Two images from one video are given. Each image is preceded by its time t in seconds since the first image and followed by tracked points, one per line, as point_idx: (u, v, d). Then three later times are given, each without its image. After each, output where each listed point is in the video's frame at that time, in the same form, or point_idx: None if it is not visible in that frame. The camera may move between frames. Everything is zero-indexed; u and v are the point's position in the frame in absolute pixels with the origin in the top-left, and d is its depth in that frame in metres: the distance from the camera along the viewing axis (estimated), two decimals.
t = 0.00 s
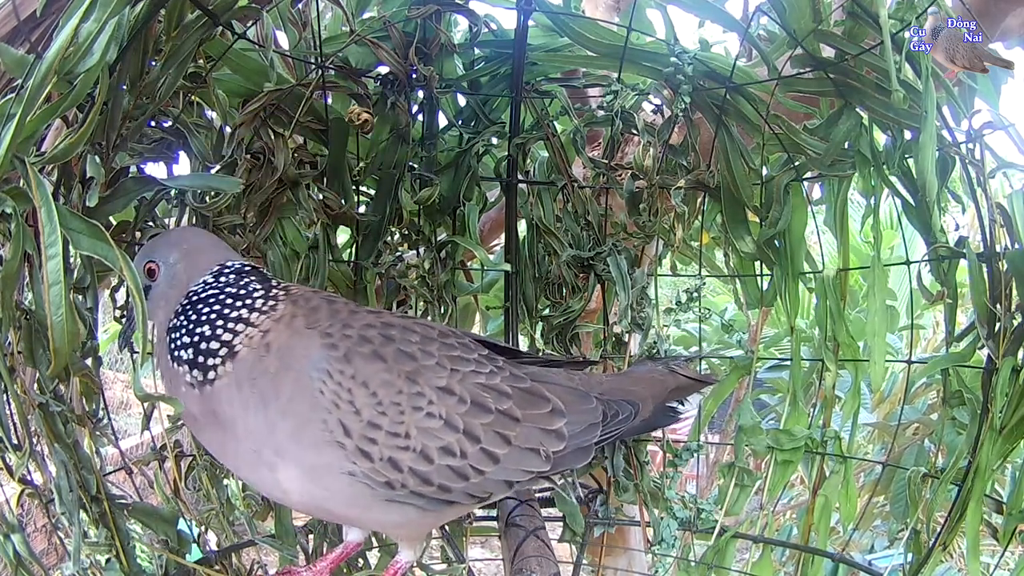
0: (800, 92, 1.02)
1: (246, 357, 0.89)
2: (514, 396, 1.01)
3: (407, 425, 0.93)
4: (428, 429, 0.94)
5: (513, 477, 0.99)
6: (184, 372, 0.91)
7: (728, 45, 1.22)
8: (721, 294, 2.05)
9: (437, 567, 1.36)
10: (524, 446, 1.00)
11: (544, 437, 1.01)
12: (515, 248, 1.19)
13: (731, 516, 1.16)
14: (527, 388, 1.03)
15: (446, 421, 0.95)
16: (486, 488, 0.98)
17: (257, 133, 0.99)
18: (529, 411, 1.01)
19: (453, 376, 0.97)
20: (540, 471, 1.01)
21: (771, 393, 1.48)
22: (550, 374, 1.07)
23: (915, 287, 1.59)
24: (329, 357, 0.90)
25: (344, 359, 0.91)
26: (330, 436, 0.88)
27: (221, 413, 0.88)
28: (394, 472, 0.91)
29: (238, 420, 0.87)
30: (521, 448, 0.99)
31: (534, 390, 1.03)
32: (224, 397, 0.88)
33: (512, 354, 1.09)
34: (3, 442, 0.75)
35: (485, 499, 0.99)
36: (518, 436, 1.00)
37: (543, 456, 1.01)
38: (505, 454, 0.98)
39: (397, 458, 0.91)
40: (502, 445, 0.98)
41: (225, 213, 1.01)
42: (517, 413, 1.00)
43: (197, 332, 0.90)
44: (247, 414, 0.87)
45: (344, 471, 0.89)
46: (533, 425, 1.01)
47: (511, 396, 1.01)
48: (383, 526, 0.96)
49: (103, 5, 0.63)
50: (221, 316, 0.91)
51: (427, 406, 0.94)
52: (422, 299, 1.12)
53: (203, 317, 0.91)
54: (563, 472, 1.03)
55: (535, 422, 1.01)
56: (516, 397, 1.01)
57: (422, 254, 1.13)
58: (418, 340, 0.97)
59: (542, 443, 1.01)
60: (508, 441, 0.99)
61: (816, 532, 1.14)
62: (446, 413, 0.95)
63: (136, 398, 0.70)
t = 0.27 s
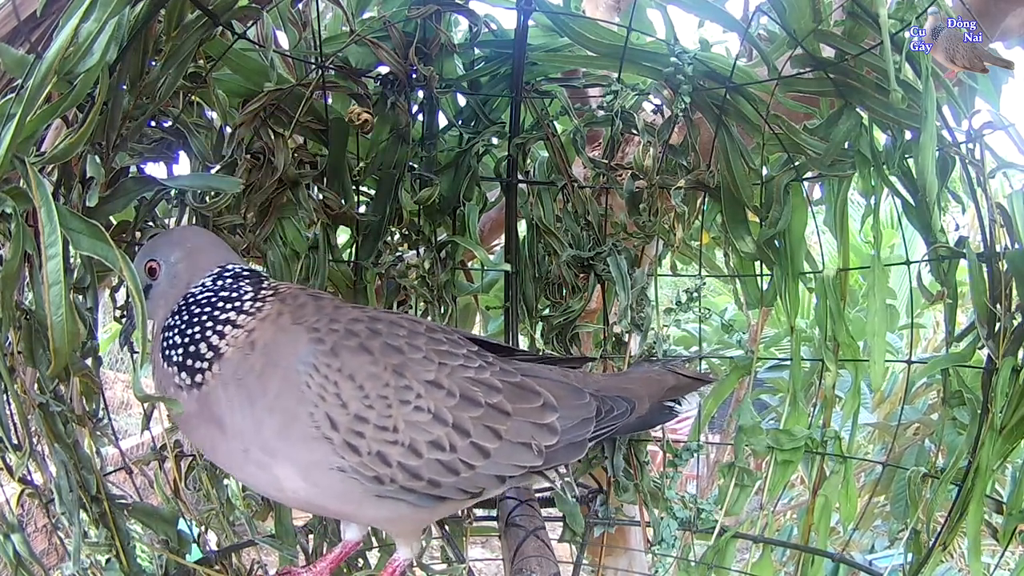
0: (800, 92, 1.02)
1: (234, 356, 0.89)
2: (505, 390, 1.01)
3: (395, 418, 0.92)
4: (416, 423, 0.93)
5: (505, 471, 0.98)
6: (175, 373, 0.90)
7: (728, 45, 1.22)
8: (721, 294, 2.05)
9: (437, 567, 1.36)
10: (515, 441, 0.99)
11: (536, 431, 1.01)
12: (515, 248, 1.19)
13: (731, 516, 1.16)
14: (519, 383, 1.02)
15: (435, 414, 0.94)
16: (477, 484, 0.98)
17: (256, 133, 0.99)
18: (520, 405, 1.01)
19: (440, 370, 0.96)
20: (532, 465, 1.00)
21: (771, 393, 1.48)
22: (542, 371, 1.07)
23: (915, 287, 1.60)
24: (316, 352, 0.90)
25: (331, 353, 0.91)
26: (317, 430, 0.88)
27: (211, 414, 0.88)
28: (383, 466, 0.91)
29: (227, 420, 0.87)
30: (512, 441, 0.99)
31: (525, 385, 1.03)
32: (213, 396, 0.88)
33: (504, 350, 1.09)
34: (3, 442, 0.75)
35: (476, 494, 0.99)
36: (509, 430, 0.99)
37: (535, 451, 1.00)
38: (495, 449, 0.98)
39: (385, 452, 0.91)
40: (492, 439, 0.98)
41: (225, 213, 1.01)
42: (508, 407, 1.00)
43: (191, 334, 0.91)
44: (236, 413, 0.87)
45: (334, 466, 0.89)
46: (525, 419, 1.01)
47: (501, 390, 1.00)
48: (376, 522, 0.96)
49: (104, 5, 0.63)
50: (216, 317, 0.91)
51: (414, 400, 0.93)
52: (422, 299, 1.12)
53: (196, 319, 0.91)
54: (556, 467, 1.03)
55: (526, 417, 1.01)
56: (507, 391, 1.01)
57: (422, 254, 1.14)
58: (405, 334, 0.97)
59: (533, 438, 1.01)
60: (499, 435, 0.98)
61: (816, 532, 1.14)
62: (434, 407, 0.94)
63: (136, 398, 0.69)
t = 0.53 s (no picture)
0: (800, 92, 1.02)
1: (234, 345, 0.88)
2: (505, 390, 1.01)
3: (394, 414, 0.92)
4: (415, 419, 0.93)
5: (503, 470, 0.98)
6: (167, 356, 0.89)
7: (728, 45, 1.22)
8: (721, 294, 2.05)
9: (437, 567, 1.36)
10: (514, 441, 1.00)
11: (535, 433, 1.01)
12: (515, 248, 1.19)
13: (731, 516, 1.16)
14: (520, 384, 1.03)
15: (434, 411, 0.94)
16: (474, 482, 0.97)
17: (257, 133, 0.99)
18: (521, 406, 1.01)
19: (442, 366, 0.96)
20: (531, 467, 1.00)
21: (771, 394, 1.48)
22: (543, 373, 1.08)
23: (915, 287, 1.60)
24: (318, 343, 0.89)
25: (333, 346, 0.90)
26: (316, 422, 0.87)
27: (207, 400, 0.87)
28: (380, 461, 0.90)
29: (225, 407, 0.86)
30: (512, 441, 0.99)
31: (526, 386, 1.03)
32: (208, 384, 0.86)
33: (507, 352, 1.09)
34: (3, 442, 0.75)
35: (473, 493, 0.99)
36: (508, 430, 1.00)
37: (534, 452, 1.01)
38: (494, 448, 0.98)
39: (383, 446, 0.90)
40: (491, 438, 0.98)
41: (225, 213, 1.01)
42: (508, 407, 1.00)
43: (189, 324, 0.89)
44: (233, 401, 0.86)
45: (330, 459, 0.88)
46: (524, 419, 1.01)
47: (502, 390, 1.01)
48: (367, 517, 0.95)
49: (103, 5, 0.63)
50: (216, 307, 0.90)
51: (414, 396, 0.93)
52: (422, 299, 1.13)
53: (195, 308, 0.90)
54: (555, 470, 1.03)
55: (526, 417, 1.01)
56: (507, 391, 1.01)
57: (422, 254, 1.14)
58: (409, 331, 0.96)
59: (533, 439, 1.01)
60: (497, 435, 0.98)
61: (816, 532, 1.14)
62: (434, 403, 0.94)
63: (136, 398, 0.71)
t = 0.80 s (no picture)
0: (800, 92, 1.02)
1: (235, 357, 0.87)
2: (509, 394, 1.02)
3: (401, 418, 0.93)
4: (422, 424, 0.94)
5: (507, 474, 0.99)
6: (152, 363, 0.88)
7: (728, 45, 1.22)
8: (721, 294, 2.05)
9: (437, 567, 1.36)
10: (517, 445, 1.01)
11: (538, 436, 1.02)
12: (515, 248, 1.19)
13: (731, 516, 1.16)
14: (522, 388, 1.04)
15: (440, 416, 0.95)
16: (479, 486, 0.98)
17: (257, 133, 0.99)
18: (523, 409, 1.02)
19: (447, 371, 0.97)
20: (534, 470, 1.02)
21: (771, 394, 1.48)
22: (547, 376, 1.08)
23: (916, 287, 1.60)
24: (325, 349, 0.90)
25: (339, 351, 0.90)
26: (323, 428, 0.88)
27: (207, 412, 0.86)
28: (387, 466, 0.91)
29: (232, 419, 0.86)
30: (515, 445, 1.00)
31: (530, 390, 1.04)
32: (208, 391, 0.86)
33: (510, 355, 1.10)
34: (3, 442, 0.75)
35: (477, 496, 1.00)
36: (511, 434, 1.00)
37: (537, 456, 1.02)
38: (499, 452, 0.99)
39: (389, 451, 0.91)
40: (495, 442, 0.99)
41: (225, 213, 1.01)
42: (512, 411, 1.01)
43: (186, 339, 0.88)
44: (243, 412, 0.85)
45: (338, 464, 0.89)
46: (527, 423, 1.02)
47: (506, 395, 1.01)
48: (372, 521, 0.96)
49: (103, 5, 0.63)
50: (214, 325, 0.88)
51: (420, 401, 0.94)
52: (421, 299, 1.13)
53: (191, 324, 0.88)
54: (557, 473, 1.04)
55: (529, 421, 1.02)
56: (512, 395, 1.02)
57: (422, 254, 1.14)
58: (414, 335, 0.97)
59: (536, 443, 1.02)
60: (502, 439, 1.00)
61: (816, 532, 1.14)
62: (439, 408, 0.95)
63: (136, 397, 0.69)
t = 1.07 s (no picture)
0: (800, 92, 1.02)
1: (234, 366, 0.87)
2: (506, 393, 1.03)
3: (400, 422, 0.94)
4: (420, 427, 0.95)
5: (507, 473, 1.01)
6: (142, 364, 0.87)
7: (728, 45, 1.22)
8: (721, 294, 2.05)
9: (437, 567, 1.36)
10: (516, 443, 1.02)
11: (537, 434, 1.03)
12: (515, 248, 1.19)
13: (731, 516, 1.16)
14: (519, 386, 1.04)
15: (438, 418, 0.96)
16: (479, 486, 1.00)
17: (257, 133, 0.99)
18: (521, 408, 1.03)
19: (444, 373, 0.98)
20: (533, 468, 1.03)
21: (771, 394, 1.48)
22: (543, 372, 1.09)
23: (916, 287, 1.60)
24: (321, 356, 0.90)
25: (335, 358, 0.91)
26: (323, 434, 0.89)
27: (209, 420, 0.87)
28: (387, 470, 0.93)
29: (233, 427, 0.86)
30: (513, 444, 1.02)
31: (526, 388, 1.05)
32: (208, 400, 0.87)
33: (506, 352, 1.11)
34: (3, 442, 0.75)
35: (478, 496, 1.01)
36: (510, 433, 1.02)
37: (536, 454, 1.03)
38: (497, 452, 1.00)
39: (389, 455, 0.93)
40: (493, 442, 1.00)
41: (225, 213, 1.01)
42: (509, 410, 1.02)
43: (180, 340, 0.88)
44: (245, 419, 0.86)
45: (338, 470, 0.90)
46: (526, 422, 1.03)
47: (503, 394, 1.02)
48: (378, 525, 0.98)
49: (103, 5, 0.63)
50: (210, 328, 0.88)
51: (418, 404, 0.95)
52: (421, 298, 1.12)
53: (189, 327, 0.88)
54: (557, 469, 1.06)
55: (527, 420, 1.03)
56: (508, 395, 1.03)
57: (422, 254, 1.13)
58: (409, 338, 0.97)
59: (534, 441, 1.03)
60: (501, 438, 1.01)
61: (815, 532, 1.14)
62: (437, 411, 0.96)
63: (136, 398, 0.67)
